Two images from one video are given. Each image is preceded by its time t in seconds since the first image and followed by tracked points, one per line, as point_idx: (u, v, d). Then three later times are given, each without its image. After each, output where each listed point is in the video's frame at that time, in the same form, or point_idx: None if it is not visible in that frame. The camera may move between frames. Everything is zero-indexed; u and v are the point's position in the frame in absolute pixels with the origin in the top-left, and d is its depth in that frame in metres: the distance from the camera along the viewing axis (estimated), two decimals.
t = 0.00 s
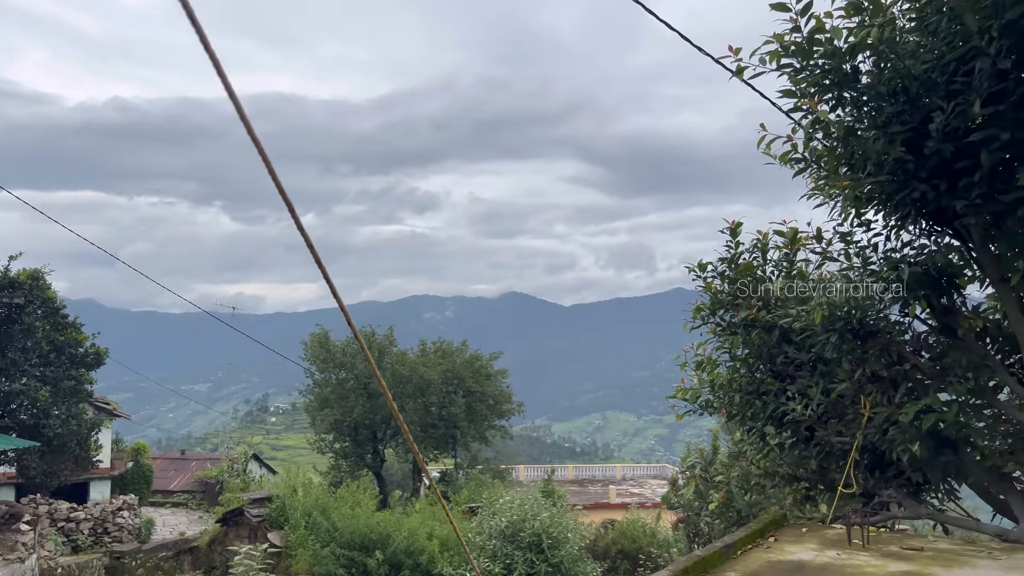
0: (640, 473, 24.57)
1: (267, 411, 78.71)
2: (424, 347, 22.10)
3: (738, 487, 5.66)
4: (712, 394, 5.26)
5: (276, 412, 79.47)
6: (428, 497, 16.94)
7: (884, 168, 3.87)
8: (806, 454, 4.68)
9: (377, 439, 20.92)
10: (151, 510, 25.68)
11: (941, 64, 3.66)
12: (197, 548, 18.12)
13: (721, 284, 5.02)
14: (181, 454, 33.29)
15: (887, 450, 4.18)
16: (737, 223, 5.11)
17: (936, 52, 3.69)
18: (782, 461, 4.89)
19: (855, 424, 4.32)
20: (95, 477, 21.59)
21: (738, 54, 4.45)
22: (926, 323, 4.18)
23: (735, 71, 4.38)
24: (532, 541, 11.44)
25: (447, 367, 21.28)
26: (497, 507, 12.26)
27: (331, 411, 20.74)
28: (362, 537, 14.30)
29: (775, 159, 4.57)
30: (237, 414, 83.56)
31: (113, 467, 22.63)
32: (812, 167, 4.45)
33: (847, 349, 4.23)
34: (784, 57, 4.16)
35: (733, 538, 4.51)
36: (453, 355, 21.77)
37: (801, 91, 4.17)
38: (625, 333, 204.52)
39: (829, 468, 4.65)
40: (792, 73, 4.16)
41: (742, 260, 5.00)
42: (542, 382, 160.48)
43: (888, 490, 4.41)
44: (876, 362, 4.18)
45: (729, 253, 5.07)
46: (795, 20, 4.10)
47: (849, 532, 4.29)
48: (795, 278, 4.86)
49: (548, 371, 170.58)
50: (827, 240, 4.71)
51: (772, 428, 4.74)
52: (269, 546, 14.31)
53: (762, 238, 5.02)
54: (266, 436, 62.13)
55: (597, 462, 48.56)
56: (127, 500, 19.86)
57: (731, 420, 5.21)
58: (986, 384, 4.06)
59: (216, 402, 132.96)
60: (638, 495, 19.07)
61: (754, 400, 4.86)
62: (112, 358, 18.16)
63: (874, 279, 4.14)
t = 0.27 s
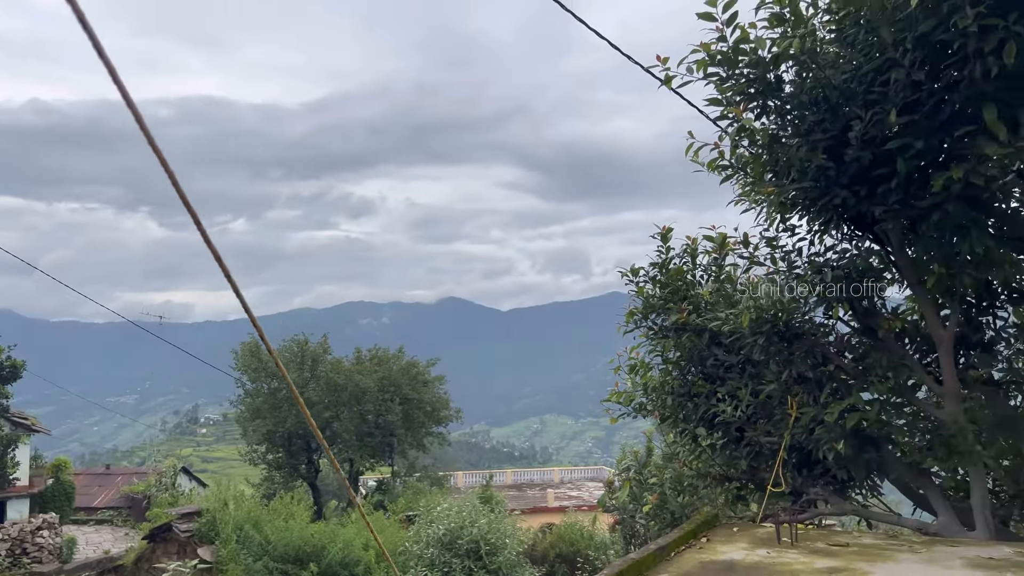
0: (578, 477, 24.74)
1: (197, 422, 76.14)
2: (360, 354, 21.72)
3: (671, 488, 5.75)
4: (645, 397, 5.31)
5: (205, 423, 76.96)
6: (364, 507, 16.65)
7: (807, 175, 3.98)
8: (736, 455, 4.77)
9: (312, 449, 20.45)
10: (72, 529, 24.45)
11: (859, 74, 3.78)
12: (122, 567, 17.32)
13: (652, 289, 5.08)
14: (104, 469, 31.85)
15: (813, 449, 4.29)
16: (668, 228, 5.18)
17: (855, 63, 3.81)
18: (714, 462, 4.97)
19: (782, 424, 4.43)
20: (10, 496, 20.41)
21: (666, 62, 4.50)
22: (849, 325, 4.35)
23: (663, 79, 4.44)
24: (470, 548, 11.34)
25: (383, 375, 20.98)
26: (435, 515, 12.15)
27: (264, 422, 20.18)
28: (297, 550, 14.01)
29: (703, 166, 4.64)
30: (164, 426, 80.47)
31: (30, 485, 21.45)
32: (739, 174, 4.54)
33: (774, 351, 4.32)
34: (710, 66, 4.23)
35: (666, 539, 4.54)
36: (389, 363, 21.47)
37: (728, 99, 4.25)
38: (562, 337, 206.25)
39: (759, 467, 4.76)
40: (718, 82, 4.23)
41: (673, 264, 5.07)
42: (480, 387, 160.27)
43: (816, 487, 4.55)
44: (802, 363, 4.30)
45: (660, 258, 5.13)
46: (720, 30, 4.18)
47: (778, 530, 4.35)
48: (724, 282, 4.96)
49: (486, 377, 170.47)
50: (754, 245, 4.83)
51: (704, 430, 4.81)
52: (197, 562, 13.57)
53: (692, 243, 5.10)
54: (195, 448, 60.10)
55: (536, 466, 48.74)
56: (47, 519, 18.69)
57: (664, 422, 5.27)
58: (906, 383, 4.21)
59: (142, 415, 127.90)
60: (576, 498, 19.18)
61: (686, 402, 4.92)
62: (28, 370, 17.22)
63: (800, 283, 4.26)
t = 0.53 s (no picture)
0: (506, 488, 24.70)
1: (109, 440, 72.51)
2: (282, 368, 21.11)
3: (597, 497, 5.76)
4: (571, 407, 5.32)
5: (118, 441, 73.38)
6: (286, 524, 16.16)
7: (724, 187, 4.07)
8: (659, 462, 4.81)
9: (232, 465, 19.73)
10: None
11: (774, 90, 3.90)
12: None
13: (577, 299, 5.10)
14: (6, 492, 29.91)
15: (732, 455, 4.37)
16: (591, 239, 5.21)
17: (769, 79, 3.93)
18: (637, 470, 5.01)
19: (704, 431, 4.51)
20: None
21: (588, 75, 4.54)
22: (766, 334, 4.45)
23: (586, 92, 4.47)
24: (397, 564, 11.11)
25: (307, 389, 20.44)
26: (359, 531, 11.88)
27: (181, 439, 19.35)
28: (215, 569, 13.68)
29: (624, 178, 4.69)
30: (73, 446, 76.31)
31: None
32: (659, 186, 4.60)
33: (695, 360, 4.39)
34: (631, 80, 4.29)
35: (591, 549, 4.53)
36: (313, 376, 20.94)
37: (648, 113, 4.31)
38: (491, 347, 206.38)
39: (681, 475, 4.83)
40: (639, 96, 4.29)
41: (597, 275, 5.10)
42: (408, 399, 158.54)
43: (736, 493, 4.66)
44: (721, 372, 4.38)
45: (584, 269, 5.16)
46: (641, 45, 4.24)
47: (699, 536, 4.38)
48: (647, 293, 5.02)
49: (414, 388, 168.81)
50: (675, 256, 4.91)
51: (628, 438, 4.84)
52: None
53: (616, 254, 5.15)
54: (108, 467, 57.23)
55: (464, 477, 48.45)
56: None
57: (589, 431, 5.28)
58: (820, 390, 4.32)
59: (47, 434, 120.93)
60: (504, 510, 19.14)
61: (610, 411, 4.94)
62: None
63: (719, 293, 4.35)
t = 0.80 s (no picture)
0: (433, 505, 24.40)
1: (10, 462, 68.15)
2: (200, 386, 20.32)
3: (522, 514, 5.71)
4: (498, 423, 5.27)
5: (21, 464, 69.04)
6: (203, 547, 15.49)
7: (647, 206, 4.12)
8: (585, 478, 4.81)
9: (146, 487, 18.79)
10: None
11: (695, 112, 3.99)
12: None
13: (505, 315, 5.08)
14: None
15: (656, 470, 4.41)
16: (519, 256, 5.20)
17: (691, 101, 4.02)
18: (563, 486, 5.00)
19: (628, 446, 4.55)
20: None
21: (515, 93, 4.55)
22: (688, 350, 4.50)
23: (512, 109, 4.48)
24: None
25: (227, 407, 19.71)
26: (280, 554, 11.47)
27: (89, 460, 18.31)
28: None
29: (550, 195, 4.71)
30: None
31: None
32: (585, 204, 4.64)
33: (619, 376, 4.42)
34: (557, 99, 4.31)
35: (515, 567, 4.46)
36: (234, 394, 20.24)
37: (573, 132, 4.35)
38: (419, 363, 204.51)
39: (605, 490, 4.84)
40: (565, 114, 4.32)
41: (524, 291, 5.08)
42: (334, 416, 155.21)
43: (659, 508, 4.70)
44: (645, 388, 4.42)
45: (512, 285, 5.14)
46: (567, 64, 4.28)
47: (623, 551, 4.39)
48: (573, 309, 5.03)
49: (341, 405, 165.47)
50: (601, 273, 4.95)
51: (553, 455, 4.81)
52: None
53: (543, 271, 5.15)
54: (9, 491, 53.73)
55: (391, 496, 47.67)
56: None
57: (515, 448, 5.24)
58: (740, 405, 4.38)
59: None
60: (430, 528, 18.88)
61: (536, 427, 4.91)
62: None
63: (643, 309, 4.40)
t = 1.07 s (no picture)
0: (367, 523, 23.90)
1: None
2: (122, 403, 19.44)
3: (455, 532, 5.62)
4: (431, 441, 5.20)
5: None
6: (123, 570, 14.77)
7: (582, 224, 4.14)
8: (518, 495, 4.76)
9: (62, 508, 17.84)
10: None
11: (628, 131, 4.03)
12: None
13: (439, 330, 5.02)
14: None
15: (589, 486, 4.40)
16: (454, 271, 5.15)
17: (625, 121, 4.06)
18: (497, 503, 4.95)
19: (561, 462, 4.54)
20: None
21: (450, 108, 4.52)
22: (621, 366, 4.54)
23: (447, 125, 4.44)
24: None
25: (150, 424, 18.90)
26: None
27: None
28: None
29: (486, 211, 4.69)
30: None
31: None
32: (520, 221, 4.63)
33: (554, 392, 4.41)
34: (493, 116, 4.30)
35: None
36: (158, 411, 19.44)
37: (508, 149, 4.34)
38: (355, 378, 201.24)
39: (539, 507, 4.81)
40: (500, 131, 4.31)
41: (459, 306, 5.03)
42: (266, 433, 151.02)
43: (592, 524, 4.69)
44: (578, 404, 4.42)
45: (447, 300, 5.08)
46: (502, 82, 4.27)
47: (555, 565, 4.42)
48: (508, 324, 5.00)
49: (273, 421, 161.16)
50: (536, 290, 4.94)
51: (487, 472, 4.75)
52: None
53: (478, 286, 5.12)
54: None
55: (324, 514, 46.57)
56: None
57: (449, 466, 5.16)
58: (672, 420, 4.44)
59: None
60: (363, 547, 18.46)
61: (470, 444, 4.84)
62: None
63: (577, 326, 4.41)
